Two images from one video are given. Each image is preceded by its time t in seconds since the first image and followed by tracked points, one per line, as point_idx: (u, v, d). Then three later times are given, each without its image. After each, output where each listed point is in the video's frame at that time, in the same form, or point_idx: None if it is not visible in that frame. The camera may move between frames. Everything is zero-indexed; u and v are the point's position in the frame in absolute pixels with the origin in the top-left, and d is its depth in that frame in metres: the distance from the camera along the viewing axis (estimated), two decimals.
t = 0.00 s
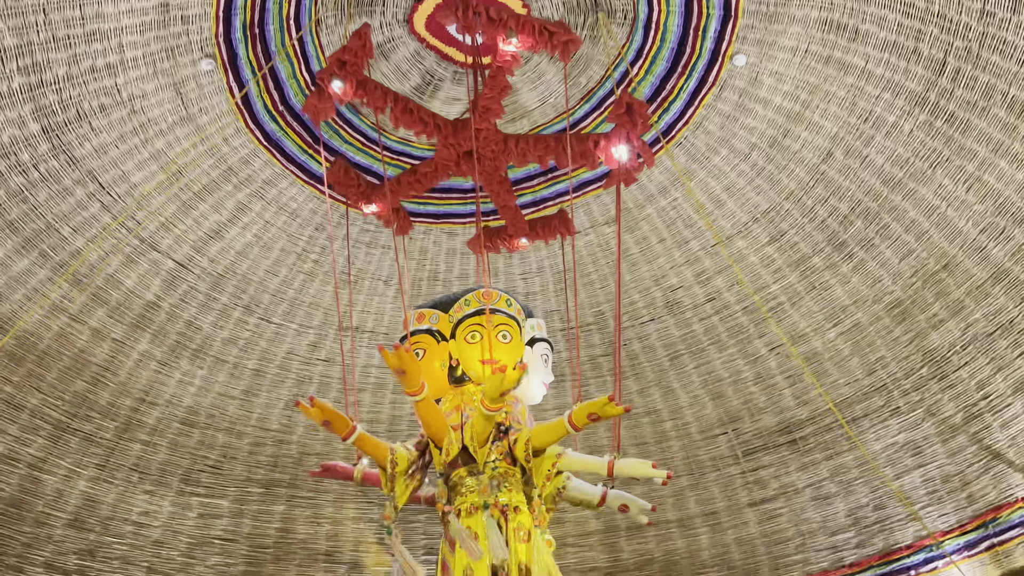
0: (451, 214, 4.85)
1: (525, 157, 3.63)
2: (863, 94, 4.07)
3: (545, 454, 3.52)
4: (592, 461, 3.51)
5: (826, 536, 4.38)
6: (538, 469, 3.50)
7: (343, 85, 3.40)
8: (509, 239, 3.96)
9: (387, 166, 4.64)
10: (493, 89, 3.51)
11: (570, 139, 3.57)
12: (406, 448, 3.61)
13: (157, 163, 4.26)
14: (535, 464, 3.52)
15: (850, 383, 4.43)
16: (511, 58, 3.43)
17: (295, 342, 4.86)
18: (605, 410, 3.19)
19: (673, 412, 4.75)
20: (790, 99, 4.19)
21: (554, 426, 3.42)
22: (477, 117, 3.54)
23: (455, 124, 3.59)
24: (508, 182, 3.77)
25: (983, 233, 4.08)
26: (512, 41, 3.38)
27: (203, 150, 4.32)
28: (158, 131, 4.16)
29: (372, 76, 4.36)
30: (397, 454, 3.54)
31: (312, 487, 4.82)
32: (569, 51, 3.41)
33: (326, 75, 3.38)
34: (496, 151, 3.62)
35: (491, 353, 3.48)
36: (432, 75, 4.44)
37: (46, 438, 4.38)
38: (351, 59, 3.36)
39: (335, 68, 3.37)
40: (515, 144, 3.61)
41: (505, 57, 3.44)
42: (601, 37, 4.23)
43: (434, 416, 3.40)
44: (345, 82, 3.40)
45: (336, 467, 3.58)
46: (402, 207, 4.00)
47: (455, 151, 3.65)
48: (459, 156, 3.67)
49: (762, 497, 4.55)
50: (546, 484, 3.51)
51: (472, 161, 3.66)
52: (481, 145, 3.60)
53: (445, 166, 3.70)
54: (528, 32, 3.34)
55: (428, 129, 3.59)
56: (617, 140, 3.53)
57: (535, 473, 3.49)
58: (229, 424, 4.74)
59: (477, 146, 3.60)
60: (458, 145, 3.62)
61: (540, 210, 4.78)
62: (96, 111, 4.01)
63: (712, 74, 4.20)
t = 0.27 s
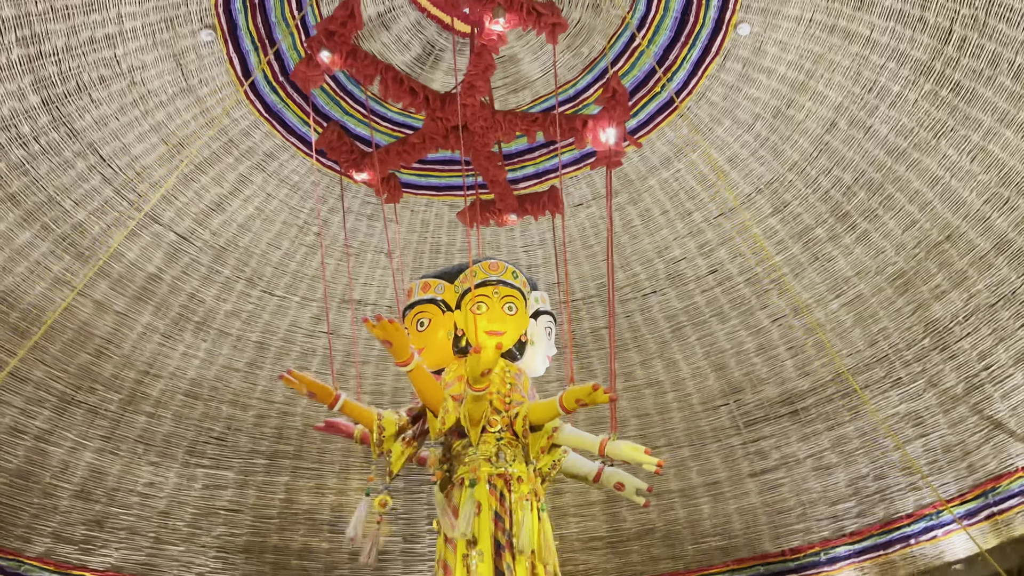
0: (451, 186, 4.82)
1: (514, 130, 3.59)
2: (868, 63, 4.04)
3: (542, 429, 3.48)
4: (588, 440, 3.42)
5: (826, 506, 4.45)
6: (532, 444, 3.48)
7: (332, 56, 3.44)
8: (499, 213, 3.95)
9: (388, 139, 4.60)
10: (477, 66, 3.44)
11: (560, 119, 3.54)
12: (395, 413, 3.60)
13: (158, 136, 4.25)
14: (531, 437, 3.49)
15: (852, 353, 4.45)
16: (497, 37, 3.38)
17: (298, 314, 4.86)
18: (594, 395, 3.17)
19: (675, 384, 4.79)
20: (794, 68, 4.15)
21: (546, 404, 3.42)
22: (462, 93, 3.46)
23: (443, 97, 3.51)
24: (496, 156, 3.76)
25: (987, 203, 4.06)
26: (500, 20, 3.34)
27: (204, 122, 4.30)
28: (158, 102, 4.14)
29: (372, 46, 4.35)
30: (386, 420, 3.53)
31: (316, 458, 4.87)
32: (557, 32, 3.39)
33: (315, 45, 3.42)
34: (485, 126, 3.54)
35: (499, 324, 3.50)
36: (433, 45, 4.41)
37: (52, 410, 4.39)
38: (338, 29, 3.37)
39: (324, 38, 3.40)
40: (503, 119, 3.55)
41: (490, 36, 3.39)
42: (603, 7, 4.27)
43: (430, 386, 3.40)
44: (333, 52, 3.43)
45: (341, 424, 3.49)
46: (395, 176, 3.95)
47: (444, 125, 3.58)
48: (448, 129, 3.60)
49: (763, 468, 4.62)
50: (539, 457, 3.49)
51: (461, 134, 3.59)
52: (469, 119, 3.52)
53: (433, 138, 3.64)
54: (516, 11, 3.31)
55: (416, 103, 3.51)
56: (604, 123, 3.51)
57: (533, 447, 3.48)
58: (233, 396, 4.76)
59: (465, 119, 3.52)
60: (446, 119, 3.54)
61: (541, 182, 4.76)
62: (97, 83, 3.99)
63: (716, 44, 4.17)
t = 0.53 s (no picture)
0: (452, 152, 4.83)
1: (516, 106, 3.56)
2: (873, 26, 4.01)
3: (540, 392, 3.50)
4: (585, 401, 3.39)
5: (828, 470, 4.51)
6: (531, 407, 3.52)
7: (333, 33, 3.38)
8: (502, 179, 3.98)
9: (389, 105, 4.62)
10: (478, 39, 3.31)
11: (562, 94, 3.54)
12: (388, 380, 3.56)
13: (159, 102, 4.23)
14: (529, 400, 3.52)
15: (854, 319, 4.47)
16: (498, 14, 3.19)
17: (301, 282, 4.89)
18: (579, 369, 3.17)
19: (677, 351, 4.83)
20: (799, 32, 4.12)
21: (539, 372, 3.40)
22: (462, 67, 3.39)
23: (442, 72, 3.49)
24: (494, 128, 3.69)
25: (992, 168, 4.02)
26: None
27: (205, 88, 4.28)
28: (159, 68, 4.13)
29: (372, 11, 4.32)
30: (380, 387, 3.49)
31: (321, 425, 4.99)
32: (560, 9, 3.23)
33: (316, 21, 3.36)
34: (486, 100, 3.50)
35: (502, 290, 3.49)
36: (434, 9, 4.38)
37: (58, 376, 4.39)
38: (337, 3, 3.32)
39: (324, 13, 3.34)
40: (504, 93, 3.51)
41: (491, 12, 3.20)
42: None
43: (423, 355, 3.42)
44: (334, 28, 3.38)
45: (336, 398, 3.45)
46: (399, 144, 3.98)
47: (446, 97, 3.54)
48: (449, 101, 3.55)
49: (764, 433, 4.68)
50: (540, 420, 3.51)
51: (464, 108, 3.56)
52: (471, 93, 3.47)
53: (435, 111, 3.59)
54: None
55: (416, 79, 3.51)
56: (606, 95, 3.49)
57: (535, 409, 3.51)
58: (239, 362, 4.82)
59: (468, 92, 3.48)
60: (448, 92, 3.52)
61: (544, 149, 4.73)
62: (96, 49, 3.97)
63: (720, 6, 4.15)
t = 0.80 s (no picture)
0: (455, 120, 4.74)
1: (533, 69, 3.52)
2: None
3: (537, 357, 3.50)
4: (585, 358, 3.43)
5: (829, 437, 4.56)
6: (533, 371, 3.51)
7: (344, 8, 3.31)
8: (518, 145, 3.97)
9: (392, 71, 4.53)
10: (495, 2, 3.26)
11: (576, 50, 3.56)
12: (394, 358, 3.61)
13: (159, 69, 4.19)
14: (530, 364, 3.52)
15: (858, 287, 4.46)
16: None
17: (305, 251, 4.89)
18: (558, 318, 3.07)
19: (680, 319, 4.84)
20: None
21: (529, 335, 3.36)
22: (479, 32, 3.34)
23: (458, 39, 3.43)
24: (510, 92, 3.69)
25: (999, 134, 4.00)
26: None
27: (205, 55, 4.23)
28: (159, 34, 4.08)
29: None
30: (384, 366, 3.53)
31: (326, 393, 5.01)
32: None
33: None
34: (501, 64, 3.48)
35: (503, 261, 3.48)
36: None
37: (63, 343, 4.42)
38: None
39: None
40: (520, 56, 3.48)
41: None
42: None
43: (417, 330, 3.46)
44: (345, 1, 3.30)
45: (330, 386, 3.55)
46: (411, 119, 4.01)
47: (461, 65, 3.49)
48: (464, 69, 3.52)
49: (767, 400, 4.72)
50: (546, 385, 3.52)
51: (478, 74, 3.54)
52: (487, 58, 3.44)
53: (450, 80, 3.55)
54: None
55: (431, 48, 3.47)
56: (622, 48, 3.48)
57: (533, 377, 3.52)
58: (243, 330, 4.84)
59: (484, 58, 3.45)
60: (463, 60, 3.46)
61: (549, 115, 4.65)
62: (96, 14, 3.93)
63: None
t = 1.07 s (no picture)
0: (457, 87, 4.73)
1: (545, 21, 3.40)
2: None
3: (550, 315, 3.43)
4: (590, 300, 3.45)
5: (829, 406, 4.59)
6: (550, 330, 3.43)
7: None
8: (531, 111, 3.90)
9: (392, 37, 4.48)
10: None
11: None
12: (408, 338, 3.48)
13: (158, 35, 4.14)
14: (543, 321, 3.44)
15: (859, 257, 4.47)
16: None
17: (306, 219, 4.89)
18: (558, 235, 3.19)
19: (680, 289, 4.87)
20: None
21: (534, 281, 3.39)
22: None
23: None
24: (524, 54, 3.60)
25: (1004, 103, 3.97)
26: None
27: (205, 21, 4.19)
28: None
29: None
30: (402, 349, 3.40)
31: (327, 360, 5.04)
32: None
33: None
34: (514, 21, 3.38)
35: (499, 233, 3.43)
36: None
37: (66, 311, 4.43)
38: None
39: None
40: (533, 10, 3.38)
41: None
42: None
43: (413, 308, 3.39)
44: None
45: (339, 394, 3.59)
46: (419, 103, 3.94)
47: (473, 28, 3.42)
48: (476, 32, 3.44)
49: (767, 369, 4.75)
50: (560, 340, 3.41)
51: (490, 35, 3.45)
52: (500, 17, 3.37)
53: (462, 47, 3.47)
54: None
55: (443, 11, 3.39)
56: None
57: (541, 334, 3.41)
58: (244, 299, 4.86)
59: (496, 17, 3.38)
60: (475, 21, 3.39)
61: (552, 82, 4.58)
62: None
63: None
